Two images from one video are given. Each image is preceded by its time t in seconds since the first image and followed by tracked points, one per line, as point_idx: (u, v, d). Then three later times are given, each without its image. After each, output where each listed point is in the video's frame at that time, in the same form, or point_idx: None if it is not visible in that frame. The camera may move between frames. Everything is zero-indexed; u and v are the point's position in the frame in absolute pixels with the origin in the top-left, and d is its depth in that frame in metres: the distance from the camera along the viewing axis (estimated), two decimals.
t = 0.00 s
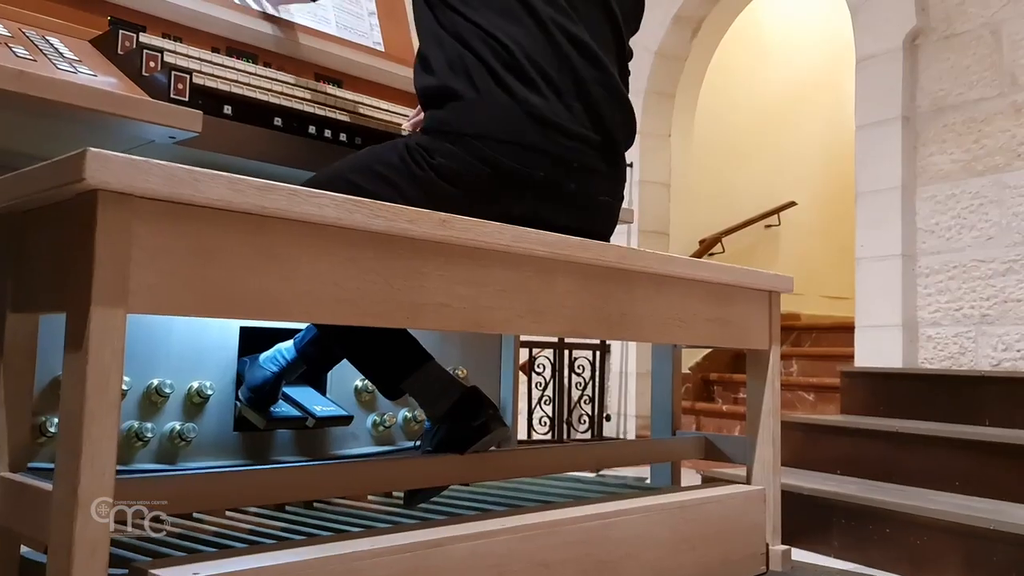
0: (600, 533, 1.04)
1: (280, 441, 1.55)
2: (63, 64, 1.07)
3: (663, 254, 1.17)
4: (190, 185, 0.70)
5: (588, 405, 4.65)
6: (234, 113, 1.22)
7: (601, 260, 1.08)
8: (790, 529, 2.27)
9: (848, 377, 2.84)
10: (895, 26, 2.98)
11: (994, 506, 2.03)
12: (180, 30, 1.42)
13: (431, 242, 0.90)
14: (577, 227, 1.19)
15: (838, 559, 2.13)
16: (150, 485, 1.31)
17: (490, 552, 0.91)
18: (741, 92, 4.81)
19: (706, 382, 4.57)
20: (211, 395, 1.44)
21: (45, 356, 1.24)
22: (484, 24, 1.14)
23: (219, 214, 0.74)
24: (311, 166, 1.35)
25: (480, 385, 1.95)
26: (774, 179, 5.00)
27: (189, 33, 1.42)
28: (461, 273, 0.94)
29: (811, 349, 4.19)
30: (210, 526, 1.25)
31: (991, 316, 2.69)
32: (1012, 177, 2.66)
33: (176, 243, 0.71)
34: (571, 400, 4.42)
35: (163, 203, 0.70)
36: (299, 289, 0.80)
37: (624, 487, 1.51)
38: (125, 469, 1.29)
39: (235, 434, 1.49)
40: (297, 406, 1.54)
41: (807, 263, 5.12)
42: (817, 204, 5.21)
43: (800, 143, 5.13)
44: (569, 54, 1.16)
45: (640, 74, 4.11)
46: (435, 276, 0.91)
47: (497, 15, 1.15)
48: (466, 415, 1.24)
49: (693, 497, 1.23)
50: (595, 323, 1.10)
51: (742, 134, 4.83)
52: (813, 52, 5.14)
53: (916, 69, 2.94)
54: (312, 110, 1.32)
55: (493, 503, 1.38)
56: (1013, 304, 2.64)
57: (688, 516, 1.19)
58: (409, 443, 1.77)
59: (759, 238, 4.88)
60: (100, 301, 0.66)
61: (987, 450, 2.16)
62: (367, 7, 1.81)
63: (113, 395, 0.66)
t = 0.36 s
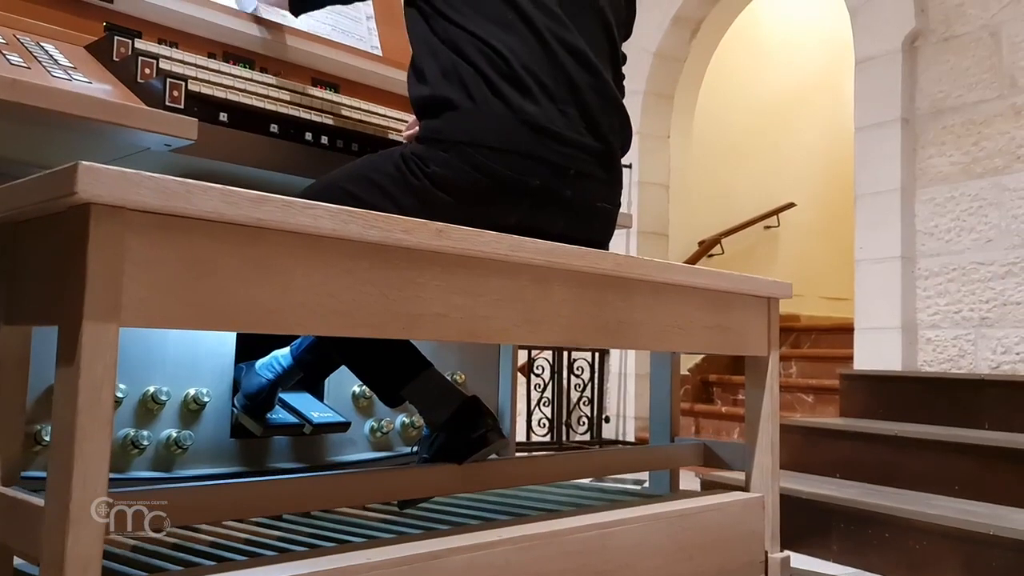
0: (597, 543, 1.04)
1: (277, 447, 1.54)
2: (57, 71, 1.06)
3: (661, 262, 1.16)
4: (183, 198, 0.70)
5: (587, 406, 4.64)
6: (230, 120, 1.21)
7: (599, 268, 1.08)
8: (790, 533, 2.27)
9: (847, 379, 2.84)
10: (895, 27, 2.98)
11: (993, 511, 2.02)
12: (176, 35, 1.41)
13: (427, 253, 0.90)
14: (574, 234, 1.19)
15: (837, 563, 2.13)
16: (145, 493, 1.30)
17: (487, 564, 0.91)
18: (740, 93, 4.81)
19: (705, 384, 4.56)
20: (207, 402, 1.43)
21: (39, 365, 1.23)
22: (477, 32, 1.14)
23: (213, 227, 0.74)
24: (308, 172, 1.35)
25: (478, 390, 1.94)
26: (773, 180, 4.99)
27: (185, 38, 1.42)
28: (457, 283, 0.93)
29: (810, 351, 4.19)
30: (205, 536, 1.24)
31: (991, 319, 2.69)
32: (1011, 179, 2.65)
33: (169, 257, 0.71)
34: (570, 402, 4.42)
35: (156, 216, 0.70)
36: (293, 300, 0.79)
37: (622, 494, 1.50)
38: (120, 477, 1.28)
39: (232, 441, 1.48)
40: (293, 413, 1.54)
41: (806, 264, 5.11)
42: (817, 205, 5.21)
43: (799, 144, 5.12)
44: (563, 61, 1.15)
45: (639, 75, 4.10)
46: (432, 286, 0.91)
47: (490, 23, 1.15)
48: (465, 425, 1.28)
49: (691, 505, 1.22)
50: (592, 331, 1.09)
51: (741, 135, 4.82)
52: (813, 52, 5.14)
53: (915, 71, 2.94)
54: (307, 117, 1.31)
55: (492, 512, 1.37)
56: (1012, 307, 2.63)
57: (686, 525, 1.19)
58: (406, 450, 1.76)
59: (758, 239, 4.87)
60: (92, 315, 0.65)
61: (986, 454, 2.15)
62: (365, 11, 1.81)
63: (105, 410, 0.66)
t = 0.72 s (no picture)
0: (595, 550, 1.03)
1: (274, 451, 1.54)
2: (51, 75, 1.06)
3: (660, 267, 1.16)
4: (176, 209, 0.69)
5: (586, 407, 4.63)
6: (225, 125, 1.20)
7: (597, 273, 1.07)
8: (789, 535, 2.26)
9: (847, 380, 2.83)
10: (894, 27, 2.97)
11: (992, 514, 2.02)
12: (172, 38, 1.41)
13: (424, 260, 0.89)
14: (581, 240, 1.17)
15: (836, 566, 2.12)
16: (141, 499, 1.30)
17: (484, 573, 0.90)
18: (739, 93, 4.80)
19: (705, 383, 4.56)
20: (204, 407, 1.43)
21: (33, 370, 1.22)
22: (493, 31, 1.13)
23: (206, 236, 0.73)
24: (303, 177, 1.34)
25: (477, 393, 1.94)
26: (772, 180, 4.98)
27: (180, 41, 1.41)
28: (454, 291, 0.93)
29: (810, 351, 4.18)
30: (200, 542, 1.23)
31: (990, 320, 2.68)
32: (1011, 180, 2.65)
33: (163, 267, 0.70)
34: (568, 402, 4.41)
35: (149, 226, 0.69)
36: (289, 310, 0.78)
37: (620, 499, 1.50)
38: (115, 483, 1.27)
39: (229, 445, 1.47)
40: (290, 417, 1.53)
41: (805, 263, 5.10)
42: (816, 205, 5.20)
43: (799, 144, 5.12)
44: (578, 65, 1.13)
45: (638, 74, 4.09)
46: (428, 294, 0.90)
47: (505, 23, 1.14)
48: (463, 433, 1.28)
49: (690, 511, 1.21)
50: (591, 337, 1.09)
51: (740, 135, 4.81)
52: (812, 52, 5.13)
53: (915, 71, 2.93)
54: (304, 120, 1.30)
55: (489, 518, 1.36)
56: (1012, 308, 2.63)
57: (685, 531, 1.18)
58: (404, 453, 1.76)
59: (758, 239, 4.86)
60: (83, 327, 0.64)
61: (986, 456, 2.14)
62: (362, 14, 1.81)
63: (97, 423, 0.65)
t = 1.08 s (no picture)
0: (593, 554, 1.03)
1: (271, 453, 1.53)
2: (46, 78, 1.05)
3: (658, 270, 1.15)
4: (169, 214, 0.69)
5: (585, 407, 4.62)
6: (221, 127, 1.19)
7: (594, 276, 1.07)
8: (788, 536, 2.25)
9: (846, 380, 2.83)
10: (892, 27, 2.96)
11: (992, 515, 2.02)
12: (168, 40, 1.40)
13: (420, 264, 0.89)
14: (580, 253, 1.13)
15: (835, 568, 2.12)
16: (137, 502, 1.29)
17: None
18: (738, 93, 4.79)
19: (704, 383, 4.55)
20: (200, 409, 1.42)
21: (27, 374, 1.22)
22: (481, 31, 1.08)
23: (200, 241, 0.73)
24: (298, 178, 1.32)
25: (475, 395, 1.92)
26: (771, 180, 4.98)
27: (177, 42, 1.41)
28: (451, 295, 0.92)
29: (809, 351, 4.18)
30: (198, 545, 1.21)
31: (989, 320, 2.68)
32: (1010, 179, 2.65)
33: (156, 272, 0.70)
34: (567, 402, 4.40)
35: (142, 231, 0.69)
36: (284, 314, 0.78)
37: (620, 502, 1.49)
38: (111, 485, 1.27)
39: (226, 448, 1.47)
40: (287, 420, 1.53)
41: (804, 263, 5.10)
42: (815, 204, 5.20)
43: (798, 143, 5.12)
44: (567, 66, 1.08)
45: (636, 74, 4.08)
46: (425, 298, 0.90)
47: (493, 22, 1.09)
48: (460, 437, 1.32)
49: (688, 514, 1.21)
50: (588, 340, 1.08)
51: (739, 135, 4.80)
52: (811, 51, 5.13)
53: (914, 71, 2.92)
54: (300, 122, 1.29)
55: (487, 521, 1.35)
56: (1011, 308, 2.63)
57: (682, 535, 1.18)
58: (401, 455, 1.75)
59: (757, 238, 4.86)
60: (76, 333, 0.64)
61: (985, 457, 2.14)
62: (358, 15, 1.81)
63: (89, 430, 0.65)
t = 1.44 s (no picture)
0: (593, 561, 1.02)
1: (270, 456, 1.52)
2: (42, 81, 1.04)
3: (658, 274, 1.15)
4: (166, 221, 0.68)
5: (585, 406, 4.62)
6: (218, 130, 1.19)
7: (594, 281, 1.06)
8: (789, 537, 2.25)
9: (847, 381, 2.82)
10: (893, 26, 2.96)
11: (992, 517, 2.01)
12: (166, 41, 1.40)
13: (420, 270, 0.88)
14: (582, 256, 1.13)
15: (836, 570, 2.11)
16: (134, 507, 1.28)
17: None
18: (738, 92, 4.78)
19: (703, 383, 4.55)
20: (199, 413, 1.42)
21: (23, 379, 1.21)
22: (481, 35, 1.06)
23: (198, 249, 0.72)
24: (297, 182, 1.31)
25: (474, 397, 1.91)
26: (771, 179, 4.97)
27: (174, 43, 1.40)
28: (451, 301, 0.92)
29: (809, 351, 4.17)
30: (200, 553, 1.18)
31: (990, 321, 2.67)
32: (1011, 180, 2.64)
33: (152, 280, 0.69)
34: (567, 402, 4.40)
35: (139, 239, 0.68)
36: (282, 322, 0.77)
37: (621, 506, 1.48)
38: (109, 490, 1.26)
39: (225, 451, 1.46)
40: (286, 424, 1.50)
41: (804, 262, 5.09)
42: (815, 204, 5.19)
43: (798, 142, 5.11)
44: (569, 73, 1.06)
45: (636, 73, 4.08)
46: (424, 304, 0.89)
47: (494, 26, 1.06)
48: (434, 442, 1.15)
49: (689, 520, 1.20)
50: (588, 345, 1.07)
51: (739, 134, 4.79)
52: (812, 50, 5.12)
53: (914, 71, 2.91)
54: (298, 125, 1.30)
55: (487, 525, 1.35)
56: (1012, 309, 2.62)
57: (683, 541, 1.17)
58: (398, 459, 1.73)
59: (757, 237, 4.85)
60: (71, 343, 0.63)
61: (986, 460, 2.13)
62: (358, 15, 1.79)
63: (85, 440, 0.64)
